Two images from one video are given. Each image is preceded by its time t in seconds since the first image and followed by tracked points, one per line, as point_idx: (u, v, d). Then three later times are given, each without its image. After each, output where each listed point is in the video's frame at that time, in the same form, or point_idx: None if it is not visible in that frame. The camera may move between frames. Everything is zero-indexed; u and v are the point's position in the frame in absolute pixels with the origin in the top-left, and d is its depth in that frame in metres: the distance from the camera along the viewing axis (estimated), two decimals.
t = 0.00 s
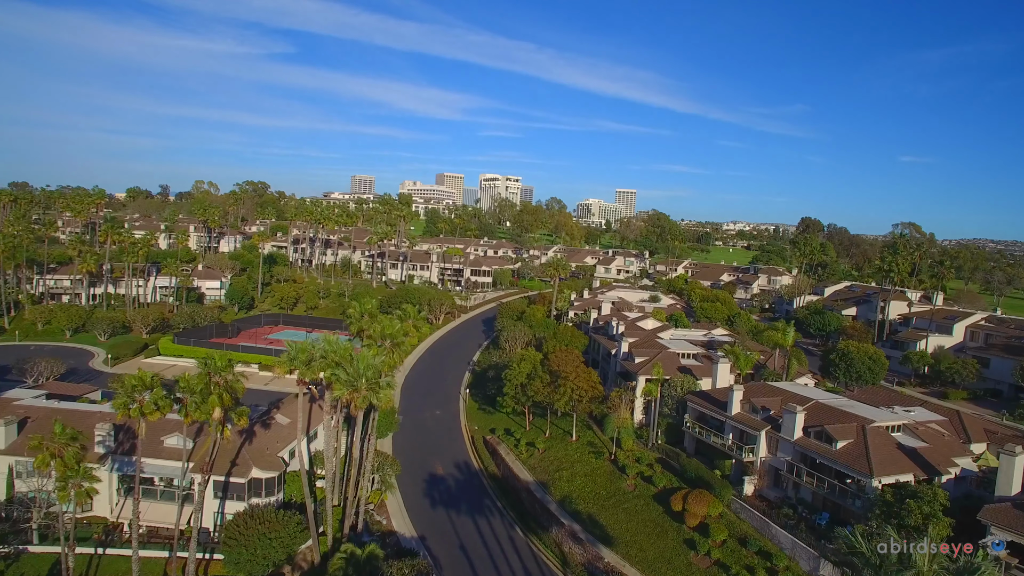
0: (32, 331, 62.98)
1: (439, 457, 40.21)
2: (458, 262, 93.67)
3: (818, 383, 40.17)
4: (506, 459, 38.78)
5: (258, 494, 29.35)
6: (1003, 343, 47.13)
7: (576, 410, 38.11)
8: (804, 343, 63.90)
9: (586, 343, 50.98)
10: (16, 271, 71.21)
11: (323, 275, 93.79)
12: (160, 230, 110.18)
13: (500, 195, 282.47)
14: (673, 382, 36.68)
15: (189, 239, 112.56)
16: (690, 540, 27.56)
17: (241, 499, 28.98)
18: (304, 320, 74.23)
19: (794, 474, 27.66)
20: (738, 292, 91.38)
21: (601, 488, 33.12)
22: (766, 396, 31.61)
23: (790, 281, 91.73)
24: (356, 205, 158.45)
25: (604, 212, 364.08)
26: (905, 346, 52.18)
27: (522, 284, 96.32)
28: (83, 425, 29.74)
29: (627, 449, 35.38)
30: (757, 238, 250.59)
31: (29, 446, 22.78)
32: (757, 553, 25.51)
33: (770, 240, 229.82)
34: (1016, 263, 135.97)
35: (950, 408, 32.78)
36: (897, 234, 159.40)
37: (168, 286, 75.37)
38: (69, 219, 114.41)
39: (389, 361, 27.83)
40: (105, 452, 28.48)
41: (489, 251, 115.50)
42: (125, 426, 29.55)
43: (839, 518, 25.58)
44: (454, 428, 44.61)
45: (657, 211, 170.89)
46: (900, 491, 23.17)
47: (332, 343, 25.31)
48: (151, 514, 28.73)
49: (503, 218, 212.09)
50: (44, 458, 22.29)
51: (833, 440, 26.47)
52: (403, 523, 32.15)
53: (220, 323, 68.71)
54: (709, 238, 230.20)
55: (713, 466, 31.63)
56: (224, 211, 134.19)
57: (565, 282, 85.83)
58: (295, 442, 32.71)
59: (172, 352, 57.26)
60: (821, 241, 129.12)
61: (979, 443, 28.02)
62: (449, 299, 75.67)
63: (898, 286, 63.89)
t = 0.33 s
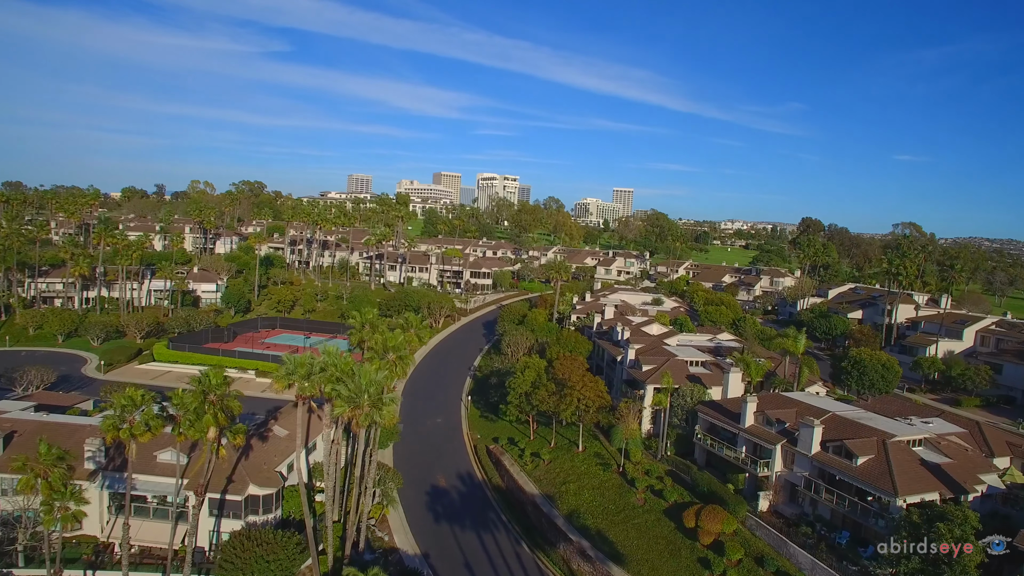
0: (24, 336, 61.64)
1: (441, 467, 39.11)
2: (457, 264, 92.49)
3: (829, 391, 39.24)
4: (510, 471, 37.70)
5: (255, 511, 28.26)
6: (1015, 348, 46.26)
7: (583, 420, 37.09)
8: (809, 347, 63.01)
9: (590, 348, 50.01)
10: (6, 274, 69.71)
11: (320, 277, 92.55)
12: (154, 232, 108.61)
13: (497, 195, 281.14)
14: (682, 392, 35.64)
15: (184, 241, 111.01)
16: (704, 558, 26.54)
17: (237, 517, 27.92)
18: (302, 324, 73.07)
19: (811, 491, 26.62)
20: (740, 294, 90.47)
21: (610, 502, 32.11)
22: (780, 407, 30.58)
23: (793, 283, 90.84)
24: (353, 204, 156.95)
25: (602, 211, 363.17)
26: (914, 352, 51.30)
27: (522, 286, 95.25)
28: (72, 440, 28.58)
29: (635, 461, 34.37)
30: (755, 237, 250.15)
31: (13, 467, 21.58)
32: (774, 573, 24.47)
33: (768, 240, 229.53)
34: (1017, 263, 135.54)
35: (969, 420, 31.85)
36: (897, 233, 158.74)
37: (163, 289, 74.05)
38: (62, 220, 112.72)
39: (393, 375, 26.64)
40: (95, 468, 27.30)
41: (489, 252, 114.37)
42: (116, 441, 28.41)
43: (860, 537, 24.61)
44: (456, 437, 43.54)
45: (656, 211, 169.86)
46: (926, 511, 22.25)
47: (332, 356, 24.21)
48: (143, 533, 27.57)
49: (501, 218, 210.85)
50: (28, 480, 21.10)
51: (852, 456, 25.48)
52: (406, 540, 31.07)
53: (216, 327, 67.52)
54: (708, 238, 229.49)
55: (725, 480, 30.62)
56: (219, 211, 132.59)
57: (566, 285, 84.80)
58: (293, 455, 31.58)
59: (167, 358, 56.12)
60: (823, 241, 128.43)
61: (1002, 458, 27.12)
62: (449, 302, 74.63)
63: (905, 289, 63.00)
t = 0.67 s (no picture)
0: (15, 342, 60.40)
1: (443, 480, 38.05)
2: (456, 266, 91.38)
3: (841, 401, 38.29)
4: (515, 483, 36.66)
5: (251, 531, 27.20)
6: None
7: (589, 432, 36.09)
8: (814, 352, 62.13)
9: (594, 355, 49.05)
10: None
11: (317, 279, 91.44)
12: (149, 233, 107.23)
13: (495, 195, 279.87)
14: (692, 403, 34.68)
15: (179, 242, 109.67)
16: None
17: (233, 538, 26.85)
18: (299, 329, 71.98)
19: (829, 510, 25.64)
20: (743, 296, 89.60)
21: (618, 518, 31.11)
22: (795, 421, 29.57)
23: (795, 285, 90.06)
24: (350, 205, 155.60)
25: (600, 211, 362.44)
26: (923, 358, 50.39)
27: (522, 288, 94.23)
28: (59, 458, 27.43)
29: (644, 475, 33.38)
30: (754, 237, 249.63)
31: None
32: None
33: (767, 240, 228.86)
34: (1018, 263, 135.00)
35: (989, 432, 30.89)
36: (896, 232, 158.18)
37: (157, 293, 72.78)
38: (55, 222, 111.19)
39: (397, 393, 25.36)
40: (84, 487, 26.17)
41: (488, 253, 113.39)
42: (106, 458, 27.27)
43: (881, 560, 23.65)
44: (459, 447, 42.50)
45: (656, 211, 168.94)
46: (955, 533, 21.28)
47: (332, 373, 23.50)
48: (133, 555, 26.40)
49: (499, 217, 209.73)
50: (9, 507, 19.93)
51: (873, 474, 24.48)
52: (408, 558, 30.03)
53: (212, 332, 66.35)
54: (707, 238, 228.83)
55: (738, 496, 29.66)
56: (215, 212, 131.16)
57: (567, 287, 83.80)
58: (291, 470, 30.50)
59: (161, 365, 54.88)
60: (824, 242, 127.63)
61: None
62: (449, 306, 73.55)
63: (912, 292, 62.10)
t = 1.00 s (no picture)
0: (5, 348, 59.13)
1: (445, 493, 36.95)
2: (456, 269, 90.20)
3: (853, 412, 37.36)
4: (519, 498, 35.57)
5: (248, 553, 26.28)
6: None
7: (596, 445, 35.09)
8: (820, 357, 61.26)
9: (598, 363, 48.06)
10: None
11: (315, 283, 90.39)
12: (144, 236, 105.90)
13: (493, 195, 278.81)
14: (702, 415, 33.74)
15: (174, 244, 108.35)
16: None
17: (228, 561, 25.80)
18: (296, 333, 70.93)
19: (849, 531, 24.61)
20: (745, 299, 88.78)
21: (627, 535, 30.13)
22: (810, 436, 28.59)
23: (798, 287, 89.20)
24: (347, 205, 154.34)
25: (598, 211, 361.60)
26: (933, 364, 49.46)
27: (522, 291, 93.21)
28: (46, 478, 26.30)
29: (653, 490, 32.42)
30: (752, 237, 248.98)
31: None
32: None
33: (766, 240, 228.15)
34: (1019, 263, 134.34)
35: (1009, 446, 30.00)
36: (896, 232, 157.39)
37: (152, 298, 71.47)
38: (48, 224, 109.74)
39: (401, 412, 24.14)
40: (72, 508, 25.05)
41: (487, 255, 112.37)
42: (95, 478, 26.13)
43: None
44: (460, 458, 41.42)
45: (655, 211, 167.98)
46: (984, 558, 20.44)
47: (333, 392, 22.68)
48: None
49: (497, 217, 208.69)
50: None
51: (896, 495, 23.48)
52: None
53: (208, 338, 65.19)
54: (705, 237, 228.22)
55: (751, 513, 28.66)
56: (211, 214, 129.82)
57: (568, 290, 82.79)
58: (289, 487, 29.51)
59: (155, 374, 53.68)
60: (825, 243, 126.79)
61: None
62: (449, 310, 72.43)
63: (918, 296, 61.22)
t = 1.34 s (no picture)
0: None
1: (447, 508, 35.73)
2: (455, 272, 88.95)
3: (865, 423, 36.45)
4: (523, 513, 34.38)
5: None
6: None
7: (603, 459, 34.05)
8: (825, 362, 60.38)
9: (603, 371, 47.10)
10: None
11: (312, 286, 89.23)
12: (139, 239, 104.53)
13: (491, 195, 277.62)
14: (711, 429, 32.81)
15: (170, 247, 106.98)
16: None
17: None
18: (293, 339, 69.82)
19: (869, 553, 23.65)
20: (747, 302, 87.85)
21: (636, 554, 29.10)
22: (826, 453, 27.61)
23: (801, 290, 88.28)
24: (345, 205, 152.96)
25: (596, 211, 360.70)
26: (942, 371, 48.57)
27: (522, 294, 92.23)
28: (33, 501, 25.21)
29: (662, 507, 31.46)
30: (750, 237, 248.51)
31: None
32: None
33: (766, 240, 227.21)
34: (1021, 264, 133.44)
35: None
36: (897, 233, 156.58)
37: (146, 303, 70.30)
38: (41, 227, 108.22)
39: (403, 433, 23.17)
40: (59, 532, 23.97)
41: (486, 258, 111.28)
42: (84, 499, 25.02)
43: None
44: (462, 471, 40.28)
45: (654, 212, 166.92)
46: None
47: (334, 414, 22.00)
48: None
49: (495, 217, 207.46)
50: None
51: (919, 517, 22.51)
52: None
53: (204, 344, 64.05)
54: (704, 237, 227.55)
55: (765, 532, 27.69)
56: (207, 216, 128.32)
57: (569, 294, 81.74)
58: (287, 506, 28.52)
59: (149, 383, 52.51)
60: (825, 244, 126.04)
61: None
62: (448, 314, 71.39)
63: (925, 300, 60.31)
